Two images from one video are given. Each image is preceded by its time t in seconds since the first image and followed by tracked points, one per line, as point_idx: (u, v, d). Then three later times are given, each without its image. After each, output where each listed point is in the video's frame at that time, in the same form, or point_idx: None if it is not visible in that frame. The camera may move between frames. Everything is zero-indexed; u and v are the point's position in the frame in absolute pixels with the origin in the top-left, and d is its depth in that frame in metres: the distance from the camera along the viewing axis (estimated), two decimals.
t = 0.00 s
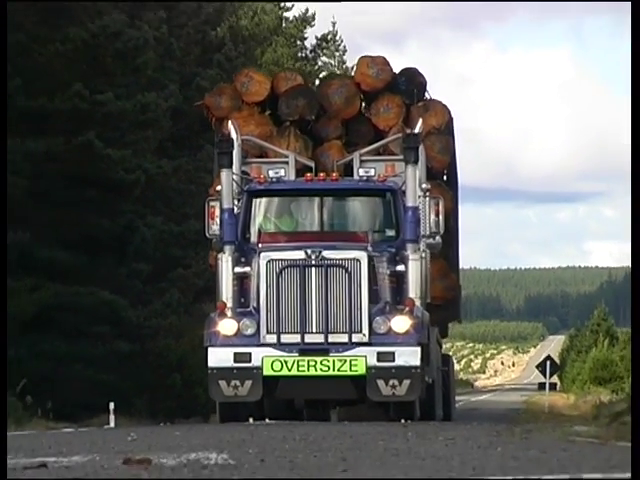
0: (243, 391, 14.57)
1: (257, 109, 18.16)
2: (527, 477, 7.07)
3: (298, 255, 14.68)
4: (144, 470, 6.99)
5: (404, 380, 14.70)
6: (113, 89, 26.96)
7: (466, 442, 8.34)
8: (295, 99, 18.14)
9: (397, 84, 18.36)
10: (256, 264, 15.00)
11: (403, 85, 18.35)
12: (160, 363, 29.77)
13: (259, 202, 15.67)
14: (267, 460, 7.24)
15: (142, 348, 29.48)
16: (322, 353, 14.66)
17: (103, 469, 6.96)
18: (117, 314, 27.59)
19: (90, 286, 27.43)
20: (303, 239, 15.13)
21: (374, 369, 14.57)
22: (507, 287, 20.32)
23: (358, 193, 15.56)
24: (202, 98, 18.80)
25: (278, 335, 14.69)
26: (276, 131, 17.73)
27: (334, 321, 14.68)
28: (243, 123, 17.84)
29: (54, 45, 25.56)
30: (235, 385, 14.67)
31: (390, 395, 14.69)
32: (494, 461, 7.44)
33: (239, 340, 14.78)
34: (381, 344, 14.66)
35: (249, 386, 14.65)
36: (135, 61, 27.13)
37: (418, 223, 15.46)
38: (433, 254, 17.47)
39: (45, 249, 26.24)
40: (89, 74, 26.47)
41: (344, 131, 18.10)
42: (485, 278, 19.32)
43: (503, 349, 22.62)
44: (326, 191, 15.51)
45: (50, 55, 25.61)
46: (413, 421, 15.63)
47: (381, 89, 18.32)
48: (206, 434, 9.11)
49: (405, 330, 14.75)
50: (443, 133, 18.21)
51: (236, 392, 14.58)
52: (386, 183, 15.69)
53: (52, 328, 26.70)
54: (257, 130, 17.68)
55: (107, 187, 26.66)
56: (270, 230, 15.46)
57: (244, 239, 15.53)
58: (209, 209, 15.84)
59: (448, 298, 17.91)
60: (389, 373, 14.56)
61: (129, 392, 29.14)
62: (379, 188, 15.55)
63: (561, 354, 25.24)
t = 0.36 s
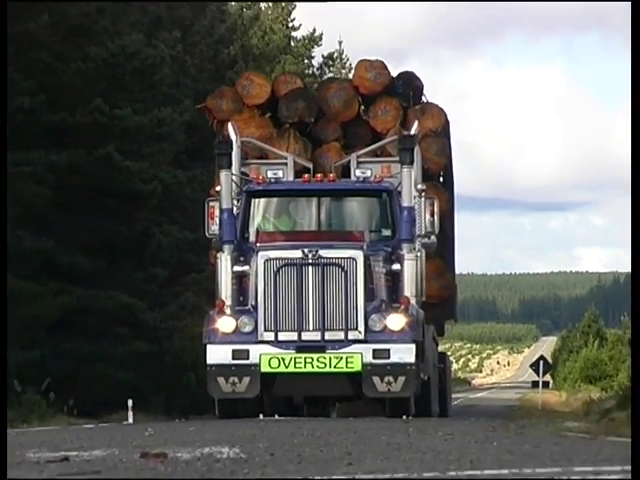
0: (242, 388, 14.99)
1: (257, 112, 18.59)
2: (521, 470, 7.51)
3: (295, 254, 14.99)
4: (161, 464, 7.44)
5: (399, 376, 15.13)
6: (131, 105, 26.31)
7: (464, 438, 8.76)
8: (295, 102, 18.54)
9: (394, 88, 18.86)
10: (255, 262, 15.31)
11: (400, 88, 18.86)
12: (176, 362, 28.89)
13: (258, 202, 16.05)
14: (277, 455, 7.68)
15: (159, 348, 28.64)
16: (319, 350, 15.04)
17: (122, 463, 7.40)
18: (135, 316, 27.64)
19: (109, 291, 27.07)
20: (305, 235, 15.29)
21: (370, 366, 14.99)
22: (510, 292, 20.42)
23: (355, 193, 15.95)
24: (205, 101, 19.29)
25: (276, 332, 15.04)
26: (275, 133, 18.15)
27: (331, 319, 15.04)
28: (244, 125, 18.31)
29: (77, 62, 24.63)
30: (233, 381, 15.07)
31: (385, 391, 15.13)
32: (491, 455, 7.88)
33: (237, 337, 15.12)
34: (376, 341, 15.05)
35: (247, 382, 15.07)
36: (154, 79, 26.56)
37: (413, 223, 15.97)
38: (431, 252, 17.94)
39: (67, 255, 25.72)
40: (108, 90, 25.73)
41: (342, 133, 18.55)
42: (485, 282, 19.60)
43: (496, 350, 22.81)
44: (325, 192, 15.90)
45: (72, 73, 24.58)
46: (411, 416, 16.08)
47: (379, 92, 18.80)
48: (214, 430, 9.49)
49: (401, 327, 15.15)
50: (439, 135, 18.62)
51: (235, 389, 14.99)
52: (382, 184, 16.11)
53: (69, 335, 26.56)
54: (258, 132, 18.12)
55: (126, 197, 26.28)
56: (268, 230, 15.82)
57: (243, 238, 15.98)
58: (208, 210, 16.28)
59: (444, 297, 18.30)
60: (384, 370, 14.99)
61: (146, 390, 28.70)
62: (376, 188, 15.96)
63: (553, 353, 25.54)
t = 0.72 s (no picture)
0: (239, 385, 15.32)
1: (258, 114, 19.09)
2: (516, 463, 7.96)
3: (291, 253, 15.35)
4: (175, 457, 7.90)
5: (393, 373, 15.45)
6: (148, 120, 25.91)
7: (460, 433, 9.20)
8: (295, 103, 18.90)
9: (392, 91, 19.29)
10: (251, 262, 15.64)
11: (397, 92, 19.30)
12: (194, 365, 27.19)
13: (256, 203, 16.39)
14: (285, 448, 8.15)
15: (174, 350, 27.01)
16: (314, 348, 15.33)
17: (139, 456, 7.86)
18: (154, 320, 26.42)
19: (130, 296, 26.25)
20: (300, 236, 15.69)
21: (365, 363, 15.28)
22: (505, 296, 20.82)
23: (351, 194, 16.33)
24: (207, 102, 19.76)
25: (272, 329, 15.37)
26: (276, 135, 18.68)
27: (326, 317, 15.36)
28: (245, 127, 18.76)
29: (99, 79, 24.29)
30: (230, 378, 15.39)
31: (380, 387, 15.45)
32: (486, 449, 8.33)
33: (234, 334, 15.44)
34: (371, 339, 15.35)
35: (244, 379, 15.39)
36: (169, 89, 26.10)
37: (408, 222, 16.25)
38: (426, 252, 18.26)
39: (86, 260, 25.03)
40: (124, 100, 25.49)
41: (341, 135, 18.98)
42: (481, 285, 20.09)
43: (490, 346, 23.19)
44: (322, 192, 16.28)
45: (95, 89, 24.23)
46: (407, 413, 16.55)
47: (377, 95, 19.20)
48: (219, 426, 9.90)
49: (395, 325, 15.43)
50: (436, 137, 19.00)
51: (233, 387, 15.32)
52: (378, 184, 16.49)
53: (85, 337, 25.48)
54: (258, 134, 18.61)
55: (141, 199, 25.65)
56: (265, 230, 16.14)
57: (241, 238, 16.20)
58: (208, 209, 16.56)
59: (440, 296, 18.70)
60: (379, 367, 15.28)
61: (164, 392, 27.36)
62: (371, 188, 16.34)
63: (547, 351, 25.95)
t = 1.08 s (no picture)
0: (239, 388, 15.76)
1: (261, 121, 19.54)
2: (514, 463, 8.42)
3: (290, 258, 15.75)
4: (191, 457, 8.36)
5: (390, 376, 15.83)
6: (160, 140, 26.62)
7: (461, 433, 9.65)
8: (297, 110, 19.38)
9: (392, 99, 19.76)
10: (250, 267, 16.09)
11: (397, 100, 19.78)
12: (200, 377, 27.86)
13: (257, 207, 16.80)
14: (295, 449, 8.60)
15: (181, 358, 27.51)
16: (312, 351, 15.79)
17: (157, 456, 8.32)
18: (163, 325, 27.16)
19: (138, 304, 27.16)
20: (301, 239, 15.98)
21: (362, 366, 15.71)
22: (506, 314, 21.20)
23: (349, 199, 16.72)
24: (211, 109, 20.15)
25: (271, 333, 15.82)
26: (278, 141, 19.05)
27: (324, 320, 15.81)
28: (248, 134, 19.13)
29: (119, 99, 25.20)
30: (230, 381, 15.84)
31: (377, 390, 15.84)
32: (485, 449, 8.79)
33: (234, 338, 15.89)
34: (368, 342, 15.78)
35: (243, 382, 15.83)
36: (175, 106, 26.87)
37: (406, 227, 16.78)
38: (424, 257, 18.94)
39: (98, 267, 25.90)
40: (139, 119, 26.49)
41: (341, 142, 19.35)
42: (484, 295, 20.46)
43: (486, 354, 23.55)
44: (322, 197, 16.65)
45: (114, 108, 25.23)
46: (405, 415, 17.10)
47: (377, 103, 19.62)
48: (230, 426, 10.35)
49: (392, 329, 15.87)
50: (435, 145, 19.44)
51: (232, 390, 15.76)
52: (376, 190, 16.90)
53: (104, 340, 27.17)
54: (261, 140, 18.98)
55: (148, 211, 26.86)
56: (266, 234, 16.54)
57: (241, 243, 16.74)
58: (208, 214, 17.08)
59: (439, 300, 19.24)
60: (376, 370, 15.70)
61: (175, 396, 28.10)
62: (370, 194, 16.74)
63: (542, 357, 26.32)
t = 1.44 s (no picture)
0: (242, 386, 16.10)
1: (267, 122, 20.03)
2: (518, 458, 8.87)
3: (294, 258, 16.12)
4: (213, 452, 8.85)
5: (393, 374, 16.20)
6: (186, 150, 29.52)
7: (467, 430, 10.09)
8: (303, 112, 19.81)
9: (396, 101, 20.22)
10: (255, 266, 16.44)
11: (402, 102, 20.24)
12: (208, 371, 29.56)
13: (262, 208, 17.25)
14: (311, 444, 9.06)
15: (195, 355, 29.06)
16: (315, 350, 16.16)
17: (180, 450, 8.80)
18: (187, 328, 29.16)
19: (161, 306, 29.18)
20: (304, 239, 16.39)
21: (365, 364, 16.06)
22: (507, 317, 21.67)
23: (353, 200, 17.18)
24: (218, 112, 20.70)
25: (275, 332, 16.17)
26: (284, 143, 19.49)
27: (327, 319, 16.15)
28: (255, 135, 19.64)
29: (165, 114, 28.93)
30: (234, 380, 16.18)
31: (380, 388, 16.21)
32: (491, 445, 9.23)
33: (238, 337, 16.25)
34: (371, 341, 16.13)
35: (247, 380, 16.18)
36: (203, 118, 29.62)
37: (408, 227, 17.20)
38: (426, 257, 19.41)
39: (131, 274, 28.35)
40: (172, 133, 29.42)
41: (347, 144, 19.82)
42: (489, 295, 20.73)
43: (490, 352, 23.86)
44: (327, 198, 17.10)
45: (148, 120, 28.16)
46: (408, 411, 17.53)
47: (381, 105, 20.12)
48: (248, 422, 10.85)
49: (395, 328, 16.23)
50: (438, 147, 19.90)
51: (236, 387, 16.10)
52: (379, 191, 17.33)
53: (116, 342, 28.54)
54: (268, 141, 19.47)
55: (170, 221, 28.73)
56: (272, 234, 17.00)
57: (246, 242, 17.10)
58: (214, 214, 17.33)
59: (442, 299, 19.69)
60: (378, 369, 16.05)
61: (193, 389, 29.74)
62: (374, 195, 17.20)
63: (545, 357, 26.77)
